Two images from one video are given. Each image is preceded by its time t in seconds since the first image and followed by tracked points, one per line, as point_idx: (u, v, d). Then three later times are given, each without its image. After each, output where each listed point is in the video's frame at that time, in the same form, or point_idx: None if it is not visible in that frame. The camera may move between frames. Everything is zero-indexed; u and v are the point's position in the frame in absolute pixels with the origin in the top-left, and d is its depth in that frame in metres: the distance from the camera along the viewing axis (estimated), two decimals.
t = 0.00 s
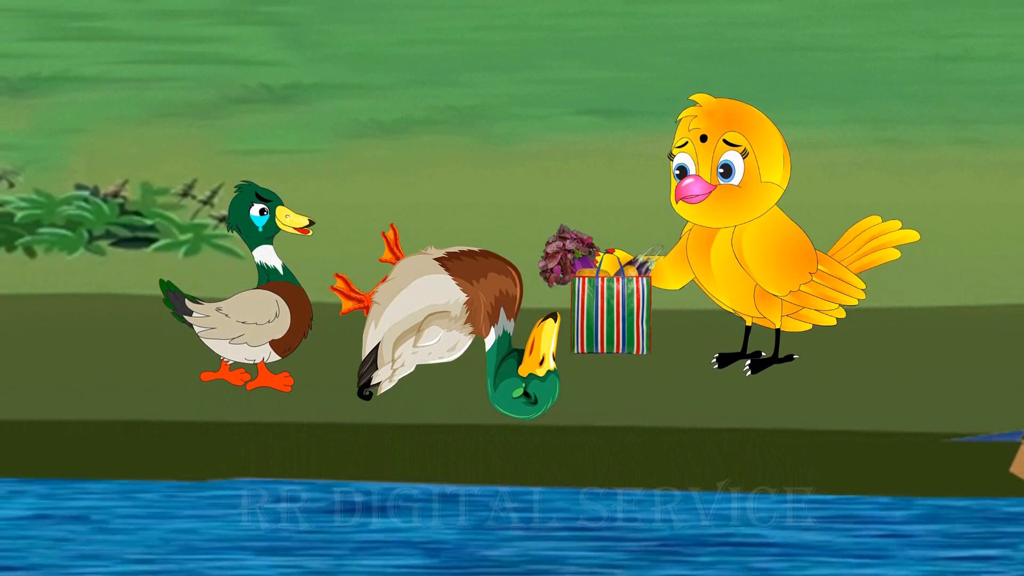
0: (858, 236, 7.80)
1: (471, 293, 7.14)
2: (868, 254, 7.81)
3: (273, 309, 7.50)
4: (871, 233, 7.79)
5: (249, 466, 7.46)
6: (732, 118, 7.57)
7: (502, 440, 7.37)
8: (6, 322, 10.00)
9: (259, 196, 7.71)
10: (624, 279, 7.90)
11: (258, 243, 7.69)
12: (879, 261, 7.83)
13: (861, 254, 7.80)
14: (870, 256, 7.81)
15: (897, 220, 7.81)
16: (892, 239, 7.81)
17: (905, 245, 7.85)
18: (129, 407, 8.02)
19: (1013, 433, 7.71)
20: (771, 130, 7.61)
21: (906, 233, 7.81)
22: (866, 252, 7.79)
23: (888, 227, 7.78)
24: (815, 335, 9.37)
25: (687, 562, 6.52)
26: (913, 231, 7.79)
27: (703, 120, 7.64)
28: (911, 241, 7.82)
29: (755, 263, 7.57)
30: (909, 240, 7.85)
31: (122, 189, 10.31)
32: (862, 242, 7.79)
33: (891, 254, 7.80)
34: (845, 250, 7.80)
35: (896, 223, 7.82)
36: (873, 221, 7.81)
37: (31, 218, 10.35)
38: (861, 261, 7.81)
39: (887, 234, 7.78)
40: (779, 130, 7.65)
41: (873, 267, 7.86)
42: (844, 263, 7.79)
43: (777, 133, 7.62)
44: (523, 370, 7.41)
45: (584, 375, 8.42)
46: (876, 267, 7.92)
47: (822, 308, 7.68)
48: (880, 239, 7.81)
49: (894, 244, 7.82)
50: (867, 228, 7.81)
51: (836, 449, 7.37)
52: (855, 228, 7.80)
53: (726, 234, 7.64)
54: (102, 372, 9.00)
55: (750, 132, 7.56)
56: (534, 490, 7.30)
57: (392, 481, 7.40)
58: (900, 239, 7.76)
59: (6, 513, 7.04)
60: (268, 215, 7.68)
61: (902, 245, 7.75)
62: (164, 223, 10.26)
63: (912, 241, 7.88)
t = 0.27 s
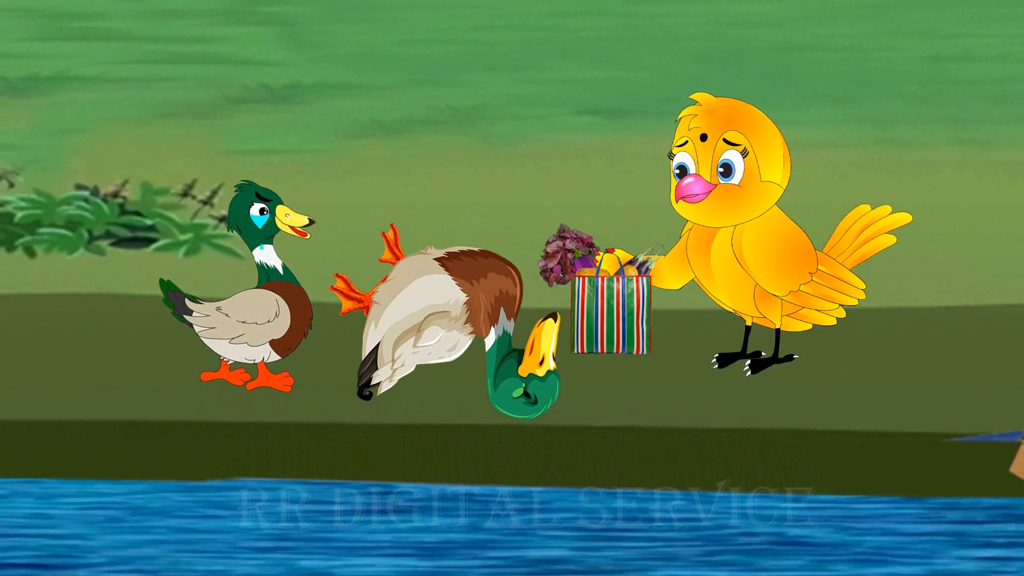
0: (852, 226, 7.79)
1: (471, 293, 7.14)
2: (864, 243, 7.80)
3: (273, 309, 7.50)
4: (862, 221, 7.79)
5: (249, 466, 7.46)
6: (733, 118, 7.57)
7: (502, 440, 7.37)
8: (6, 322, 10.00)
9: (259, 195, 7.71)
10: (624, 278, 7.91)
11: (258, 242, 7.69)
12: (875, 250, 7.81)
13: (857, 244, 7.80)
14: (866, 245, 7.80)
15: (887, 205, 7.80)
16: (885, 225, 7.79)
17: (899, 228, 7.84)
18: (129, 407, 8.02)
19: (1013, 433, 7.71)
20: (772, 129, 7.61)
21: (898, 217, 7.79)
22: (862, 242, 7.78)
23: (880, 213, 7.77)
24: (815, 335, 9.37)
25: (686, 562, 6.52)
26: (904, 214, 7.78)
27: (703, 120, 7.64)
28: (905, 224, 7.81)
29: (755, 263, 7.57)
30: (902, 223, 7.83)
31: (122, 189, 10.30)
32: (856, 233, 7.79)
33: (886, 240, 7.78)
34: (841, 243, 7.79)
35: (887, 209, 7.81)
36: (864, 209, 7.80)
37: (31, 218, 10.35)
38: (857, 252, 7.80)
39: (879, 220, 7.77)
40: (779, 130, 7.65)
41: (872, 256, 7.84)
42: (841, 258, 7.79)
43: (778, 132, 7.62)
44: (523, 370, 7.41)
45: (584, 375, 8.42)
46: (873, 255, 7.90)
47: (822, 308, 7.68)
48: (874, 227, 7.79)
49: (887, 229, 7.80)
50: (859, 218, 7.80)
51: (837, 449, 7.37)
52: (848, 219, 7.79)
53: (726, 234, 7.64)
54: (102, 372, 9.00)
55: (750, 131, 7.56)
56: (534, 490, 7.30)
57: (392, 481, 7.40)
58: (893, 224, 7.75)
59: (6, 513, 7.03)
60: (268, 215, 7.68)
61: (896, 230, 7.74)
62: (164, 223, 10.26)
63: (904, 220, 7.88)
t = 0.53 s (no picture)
0: (867, 247, 7.78)
1: (471, 293, 7.14)
2: (874, 267, 7.80)
3: (273, 309, 7.50)
4: (880, 246, 7.78)
5: (249, 466, 7.46)
6: (733, 117, 7.57)
7: (502, 440, 7.37)
8: (6, 322, 10.00)
9: (259, 195, 7.71)
10: (624, 278, 7.90)
11: (258, 242, 7.69)
12: (882, 277, 7.81)
13: (868, 264, 7.79)
14: (875, 270, 7.80)
15: (909, 241, 7.78)
16: (900, 258, 7.78)
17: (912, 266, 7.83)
18: (129, 407, 8.02)
19: (1013, 433, 7.71)
20: (772, 129, 7.61)
21: (915, 255, 7.78)
22: (872, 264, 7.77)
23: (899, 245, 7.76)
24: (816, 335, 9.37)
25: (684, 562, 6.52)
26: (921, 255, 7.77)
27: (703, 119, 7.64)
28: (918, 265, 7.80)
29: (755, 263, 7.57)
30: (916, 264, 7.82)
31: (122, 189, 10.30)
32: (871, 254, 7.77)
33: (895, 272, 7.76)
34: (853, 257, 7.78)
35: (907, 243, 7.79)
36: (885, 236, 7.79)
37: (31, 218, 10.35)
38: (865, 272, 7.80)
39: (895, 251, 7.76)
40: (779, 129, 7.64)
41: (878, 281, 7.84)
42: (852, 268, 7.78)
43: (778, 132, 7.62)
44: (523, 370, 7.41)
45: (584, 375, 8.42)
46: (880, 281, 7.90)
47: (822, 308, 7.68)
48: (889, 256, 7.78)
49: (900, 263, 7.79)
50: (877, 242, 7.79)
51: (836, 449, 7.37)
52: (866, 239, 7.78)
53: (726, 233, 7.63)
54: (102, 372, 9.00)
55: (751, 131, 7.56)
56: (534, 490, 7.30)
57: (392, 481, 7.40)
58: (907, 260, 7.73)
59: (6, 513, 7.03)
60: (268, 214, 7.68)
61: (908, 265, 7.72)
62: (164, 223, 10.26)
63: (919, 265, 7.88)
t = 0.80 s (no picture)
0: (869, 253, 7.78)
1: (471, 293, 7.14)
2: (875, 273, 7.80)
3: (273, 308, 7.50)
4: (884, 253, 7.78)
5: (249, 466, 7.46)
6: (732, 118, 7.57)
7: (502, 440, 7.37)
8: (6, 322, 10.00)
9: (259, 194, 7.71)
10: (624, 278, 7.90)
11: (257, 242, 7.69)
12: (883, 284, 7.81)
13: (870, 270, 7.79)
14: (876, 276, 7.80)
15: (912, 251, 7.78)
16: (902, 267, 7.78)
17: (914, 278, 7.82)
18: (129, 407, 8.02)
19: (1013, 433, 7.70)
20: (771, 129, 7.61)
21: (917, 267, 7.78)
22: (873, 270, 7.78)
23: (902, 254, 7.76)
24: (816, 335, 9.37)
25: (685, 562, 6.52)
26: (923, 267, 7.76)
27: (702, 120, 7.64)
28: (920, 276, 7.78)
29: (755, 264, 7.56)
30: (918, 275, 7.81)
31: (122, 189, 10.30)
32: (874, 261, 7.78)
33: (895, 281, 7.76)
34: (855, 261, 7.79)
35: (910, 253, 7.79)
36: (888, 244, 7.79)
37: (31, 218, 10.35)
38: (866, 277, 7.80)
39: (897, 260, 7.76)
40: (778, 129, 7.65)
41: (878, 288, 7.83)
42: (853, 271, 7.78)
43: (777, 132, 7.62)
44: (523, 370, 7.41)
45: (584, 375, 8.42)
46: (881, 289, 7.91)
47: (822, 309, 7.69)
48: (891, 263, 7.79)
49: (902, 273, 7.79)
50: (880, 249, 7.79)
51: (836, 449, 7.37)
52: (869, 245, 7.79)
53: (726, 234, 7.63)
54: (102, 372, 9.00)
55: (750, 131, 7.56)
56: (534, 490, 7.31)
57: (392, 481, 7.40)
58: (909, 270, 7.73)
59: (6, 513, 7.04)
60: (267, 214, 7.68)
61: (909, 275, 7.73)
62: (164, 223, 10.26)
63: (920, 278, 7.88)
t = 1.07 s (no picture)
0: (864, 245, 7.79)
1: (471, 293, 7.14)
2: (872, 264, 7.82)
3: (273, 308, 7.50)
4: (878, 244, 7.81)
5: (249, 466, 7.46)
6: (730, 119, 7.57)
7: (502, 440, 7.36)
8: (6, 322, 10.00)
9: (260, 194, 7.71)
10: (624, 279, 7.91)
11: (257, 242, 7.69)
12: (881, 274, 7.83)
13: (865, 263, 7.82)
14: (874, 267, 7.82)
15: (905, 236, 7.79)
16: (898, 254, 7.80)
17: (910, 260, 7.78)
18: (129, 407, 8.02)
19: (1013, 433, 7.71)
20: (769, 130, 7.61)
21: (911, 249, 7.73)
22: (870, 262, 7.80)
23: (896, 241, 7.77)
24: (816, 336, 9.37)
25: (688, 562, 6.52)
26: (918, 249, 7.71)
27: (701, 122, 7.64)
28: (917, 259, 7.72)
29: (755, 264, 7.56)
30: (915, 257, 7.75)
31: (122, 189, 10.30)
32: (869, 252, 7.81)
33: (893, 269, 7.77)
34: (849, 256, 7.81)
35: (902, 238, 7.76)
36: (881, 233, 7.81)
37: (31, 218, 10.35)
38: (863, 270, 7.82)
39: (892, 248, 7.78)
40: (777, 130, 7.64)
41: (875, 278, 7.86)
42: (847, 268, 7.80)
43: (775, 133, 7.62)
44: (523, 370, 7.41)
45: (584, 375, 8.42)
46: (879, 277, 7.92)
47: (822, 309, 7.68)
48: (886, 252, 7.81)
49: (899, 259, 7.81)
50: (873, 239, 7.81)
51: (836, 449, 7.37)
52: (861, 238, 7.80)
53: (726, 235, 7.63)
54: (102, 372, 9.00)
55: (748, 133, 7.56)
56: (534, 490, 7.31)
57: (392, 481, 7.40)
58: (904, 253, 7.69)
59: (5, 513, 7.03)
60: (267, 214, 7.69)
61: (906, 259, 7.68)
62: (164, 223, 10.26)
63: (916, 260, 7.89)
